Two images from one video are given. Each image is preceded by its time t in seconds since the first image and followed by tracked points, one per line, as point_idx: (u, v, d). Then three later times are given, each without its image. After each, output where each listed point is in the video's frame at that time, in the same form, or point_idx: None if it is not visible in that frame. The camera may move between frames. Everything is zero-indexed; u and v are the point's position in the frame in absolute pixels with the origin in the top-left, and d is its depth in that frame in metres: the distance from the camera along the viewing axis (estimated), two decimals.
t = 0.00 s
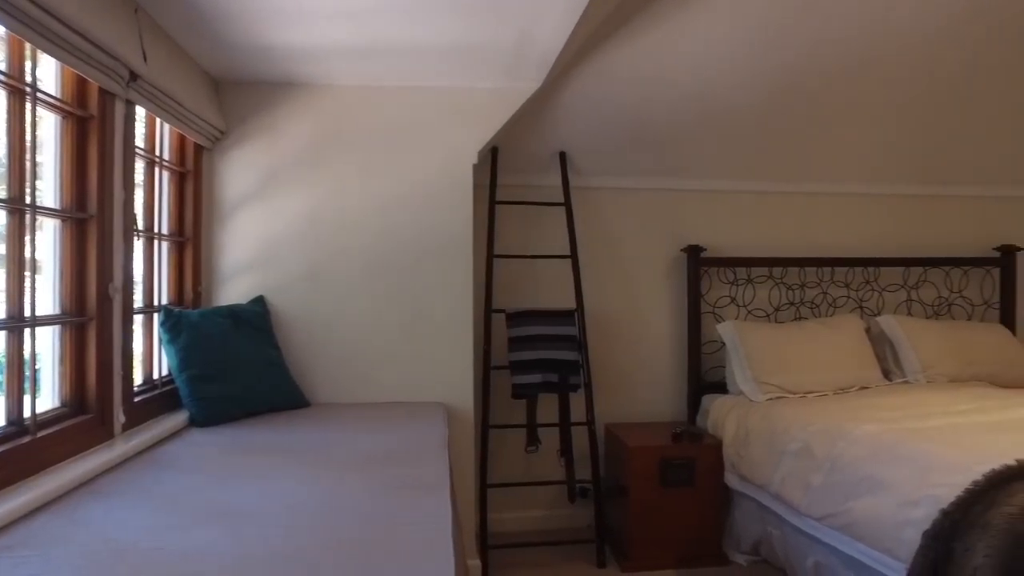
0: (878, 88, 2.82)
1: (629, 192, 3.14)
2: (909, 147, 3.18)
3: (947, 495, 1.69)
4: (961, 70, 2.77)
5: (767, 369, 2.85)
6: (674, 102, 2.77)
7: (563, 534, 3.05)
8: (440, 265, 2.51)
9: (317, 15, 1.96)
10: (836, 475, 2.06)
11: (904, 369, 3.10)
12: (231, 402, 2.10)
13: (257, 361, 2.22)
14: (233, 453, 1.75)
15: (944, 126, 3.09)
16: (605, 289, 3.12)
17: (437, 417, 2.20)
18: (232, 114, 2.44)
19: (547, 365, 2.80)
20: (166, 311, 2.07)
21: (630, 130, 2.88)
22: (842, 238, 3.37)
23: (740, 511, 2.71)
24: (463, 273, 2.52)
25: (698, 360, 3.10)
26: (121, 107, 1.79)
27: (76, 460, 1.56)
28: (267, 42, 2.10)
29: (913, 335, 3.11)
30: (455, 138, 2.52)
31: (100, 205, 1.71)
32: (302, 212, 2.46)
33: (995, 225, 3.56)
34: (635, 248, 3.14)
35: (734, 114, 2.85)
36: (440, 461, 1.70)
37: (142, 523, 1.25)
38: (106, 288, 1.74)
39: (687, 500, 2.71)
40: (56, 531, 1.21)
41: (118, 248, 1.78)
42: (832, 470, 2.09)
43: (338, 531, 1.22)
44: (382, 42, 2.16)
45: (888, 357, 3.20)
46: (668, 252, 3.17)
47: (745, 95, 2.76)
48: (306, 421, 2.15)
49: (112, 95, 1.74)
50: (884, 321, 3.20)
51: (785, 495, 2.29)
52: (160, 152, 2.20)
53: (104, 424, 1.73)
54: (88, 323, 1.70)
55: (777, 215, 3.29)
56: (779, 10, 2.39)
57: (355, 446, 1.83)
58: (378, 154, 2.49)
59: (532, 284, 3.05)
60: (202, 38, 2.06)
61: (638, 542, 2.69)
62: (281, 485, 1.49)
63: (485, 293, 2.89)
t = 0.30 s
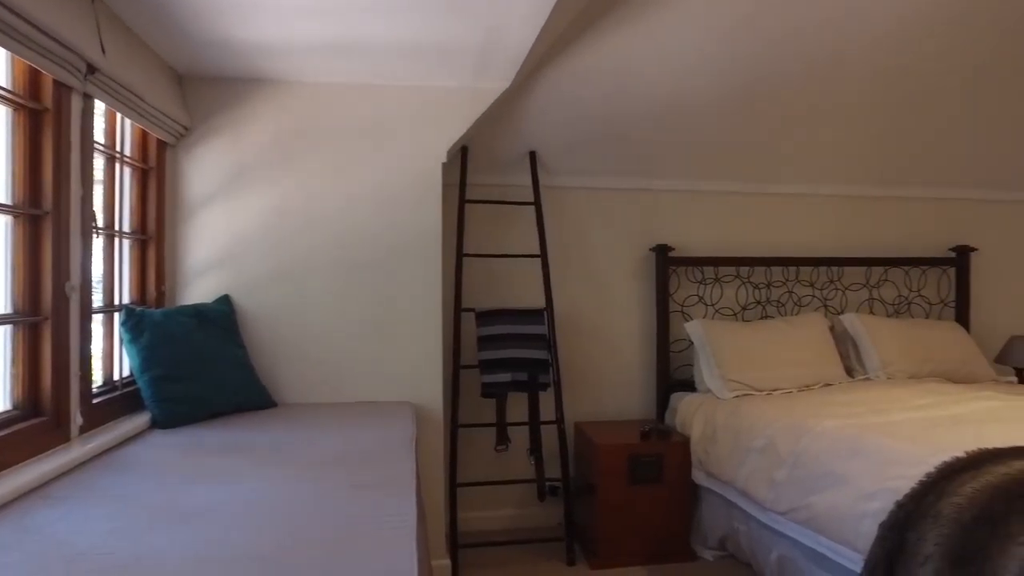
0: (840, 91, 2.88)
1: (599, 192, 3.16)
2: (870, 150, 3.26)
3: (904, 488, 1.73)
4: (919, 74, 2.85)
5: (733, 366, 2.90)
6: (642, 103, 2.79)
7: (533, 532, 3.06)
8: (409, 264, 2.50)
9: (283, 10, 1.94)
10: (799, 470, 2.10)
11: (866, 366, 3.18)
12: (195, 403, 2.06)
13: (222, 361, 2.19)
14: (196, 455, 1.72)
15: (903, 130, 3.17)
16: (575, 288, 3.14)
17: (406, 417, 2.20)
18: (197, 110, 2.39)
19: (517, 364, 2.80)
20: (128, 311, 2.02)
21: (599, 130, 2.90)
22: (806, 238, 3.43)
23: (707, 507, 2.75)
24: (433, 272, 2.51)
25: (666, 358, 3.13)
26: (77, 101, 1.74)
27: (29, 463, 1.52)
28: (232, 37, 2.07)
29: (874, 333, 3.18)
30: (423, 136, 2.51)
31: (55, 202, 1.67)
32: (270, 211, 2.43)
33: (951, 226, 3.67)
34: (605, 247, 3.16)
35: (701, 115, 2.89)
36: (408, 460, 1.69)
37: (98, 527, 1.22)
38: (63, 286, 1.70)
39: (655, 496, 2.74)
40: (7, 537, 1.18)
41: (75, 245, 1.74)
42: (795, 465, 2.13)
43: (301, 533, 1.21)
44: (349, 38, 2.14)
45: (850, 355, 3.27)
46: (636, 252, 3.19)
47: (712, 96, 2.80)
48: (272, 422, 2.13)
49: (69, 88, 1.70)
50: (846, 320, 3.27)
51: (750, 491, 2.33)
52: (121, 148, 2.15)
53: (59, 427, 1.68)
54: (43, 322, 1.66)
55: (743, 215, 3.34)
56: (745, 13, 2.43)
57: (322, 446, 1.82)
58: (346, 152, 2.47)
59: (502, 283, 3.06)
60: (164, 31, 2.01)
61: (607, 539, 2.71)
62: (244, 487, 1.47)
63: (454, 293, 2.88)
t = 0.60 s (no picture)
0: (804, 95, 2.94)
1: (569, 193, 3.18)
2: (834, 153, 3.33)
3: (863, 484, 1.78)
4: (880, 80, 2.91)
5: (701, 366, 2.93)
6: (611, 105, 2.82)
7: (504, 532, 3.07)
8: (379, 265, 2.49)
9: (248, 7, 1.92)
10: (764, 468, 2.13)
11: (830, 365, 3.24)
12: (159, 405, 2.03)
13: (187, 362, 2.16)
14: (158, 459, 1.69)
15: (866, 134, 3.24)
16: (545, 289, 3.15)
17: (375, 418, 2.19)
18: (161, 108, 2.36)
19: (488, 365, 2.81)
20: (89, 312, 1.99)
21: (569, 131, 2.92)
22: (773, 240, 3.49)
23: (676, 505, 2.78)
24: (403, 273, 2.50)
25: (636, 358, 3.16)
26: (34, 96, 1.71)
27: None
28: (197, 34, 2.04)
29: (838, 333, 3.25)
30: (393, 136, 2.50)
31: (9, 200, 1.63)
32: (237, 210, 2.40)
33: (912, 227, 3.76)
34: (576, 248, 3.18)
35: (670, 117, 2.92)
36: (377, 461, 1.69)
37: (53, 534, 1.20)
38: (17, 288, 1.66)
39: (625, 495, 2.76)
40: None
41: (31, 245, 1.70)
42: (760, 463, 2.17)
43: (262, 535, 1.20)
44: (316, 38, 2.12)
45: (815, 354, 3.34)
46: (607, 253, 3.22)
47: (680, 99, 2.83)
48: (239, 424, 2.10)
49: (25, 83, 1.66)
50: (812, 320, 3.34)
51: (717, 489, 2.36)
52: (81, 146, 2.10)
53: (13, 433, 1.63)
54: None
55: (711, 216, 3.39)
56: (711, 17, 2.46)
57: (289, 448, 1.81)
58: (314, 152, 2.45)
59: (473, 283, 3.06)
60: (125, 26, 1.98)
61: (577, 538, 2.72)
62: (206, 490, 1.45)
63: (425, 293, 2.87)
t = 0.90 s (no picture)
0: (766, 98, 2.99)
1: (536, 192, 3.19)
2: (795, 154, 3.39)
3: (820, 477, 1.81)
4: (839, 83, 2.98)
5: (666, 364, 2.97)
6: (577, 105, 2.83)
7: (471, 531, 3.07)
8: (344, 264, 2.47)
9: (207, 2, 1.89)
10: (726, 464, 2.17)
11: (792, 363, 3.30)
12: (115, 407, 1.98)
13: (145, 362, 2.11)
14: (113, 461, 1.66)
15: (826, 136, 3.32)
16: (512, 288, 3.16)
17: (339, 418, 2.17)
18: (118, 102, 2.30)
19: (454, 364, 2.80)
20: (40, 312, 1.93)
21: (536, 131, 2.93)
22: (737, 240, 3.55)
23: (642, 502, 2.80)
24: (368, 272, 2.49)
25: (603, 357, 3.18)
26: None
27: None
28: (155, 27, 2.00)
29: (800, 331, 3.31)
30: (358, 134, 2.48)
31: None
32: (198, 208, 2.36)
33: (871, 228, 3.86)
34: (543, 247, 3.19)
35: (635, 118, 2.95)
36: (339, 461, 1.68)
37: None
38: None
39: (591, 492, 2.78)
40: None
41: None
42: (722, 459, 2.20)
43: (218, 538, 1.18)
44: (279, 34, 2.10)
45: (778, 352, 3.40)
46: (573, 252, 3.24)
47: (645, 100, 2.86)
48: (199, 425, 2.07)
49: None
50: (775, 318, 3.40)
51: (681, 486, 2.39)
52: (31, 139, 2.05)
53: None
54: None
55: (677, 216, 3.42)
56: (675, 19, 2.49)
57: (249, 449, 1.78)
58: (277, 149, 2.42)
59: (440, 282, 3.05)
60: (78, 17, 1.93)
61: (544, 536, 2.73)
62: (162, 493, 1.42)
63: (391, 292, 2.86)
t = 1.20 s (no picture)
0: (728, 100, 3.04)
1: (503, 193, 3.19)
2: (757, 157, 3.45)
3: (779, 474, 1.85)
4: (799, 86, 3.04)
5: (631, 364, 2.99)
6: (543, 106, 2.84)
7: (438, 533, 3.05)
8: (307, 265, 2.44)
9: None
10: (688, 462, 2.19)
11: (755, 362, 3.36)
12: (68, 412, 1.91)
13: (99, 366, 2.06)
14: (64, 467, 1.61)
15: (786, 139, 3.38)
16: (479, 289, 3.15)
17: (301, 420, 2.14)
18: (71, 97, 2.24)
19: (419, 365, 2.79)
20: None
21: (502, 131, 2.93)
22: (701, 241, 3.59)
23: (607, 502, 2.82)
24: (332, 272, 2.46)
25: (568, 357, 3.20)
26: None
27: None
28: (109, 20, 1.95)
29: (762, 331, 3.37)
30: (322, 132, 2.45)
31: None
32: (155, 206, 2.31)
33: (830, 230, 3.94)
34: (510, 248, 3.20)
35: (600, 119, 2.97)
36: (300, 462, 1.65)
37: None
38: None
39: (556, 492, 2.79)
40: None
41: None
42: (685, 457, 2.22)
43: (171, 538, 1.15)
44: (240, 29, 2.07)
45: (741, 351, 3.45)
46: (539, 253, 3.25)
47: (610, 101, 2.88)
48: (155, 429, 2.02)
49: None
50: (738, 318, 3.45)
51: (645, 484, 2.41)
52: None
53: None
54: None
55: (642, 217, 3.46)
56: (638, 20, 2.52)
57: (207, 452, 1.74)
58: (238, 147, 2.38)
59: (406, 283, 3.03)
60: (27, 7, 1.87)
61: (510, 537, 2.73)
62: (114, 498, 1.38)
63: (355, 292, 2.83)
